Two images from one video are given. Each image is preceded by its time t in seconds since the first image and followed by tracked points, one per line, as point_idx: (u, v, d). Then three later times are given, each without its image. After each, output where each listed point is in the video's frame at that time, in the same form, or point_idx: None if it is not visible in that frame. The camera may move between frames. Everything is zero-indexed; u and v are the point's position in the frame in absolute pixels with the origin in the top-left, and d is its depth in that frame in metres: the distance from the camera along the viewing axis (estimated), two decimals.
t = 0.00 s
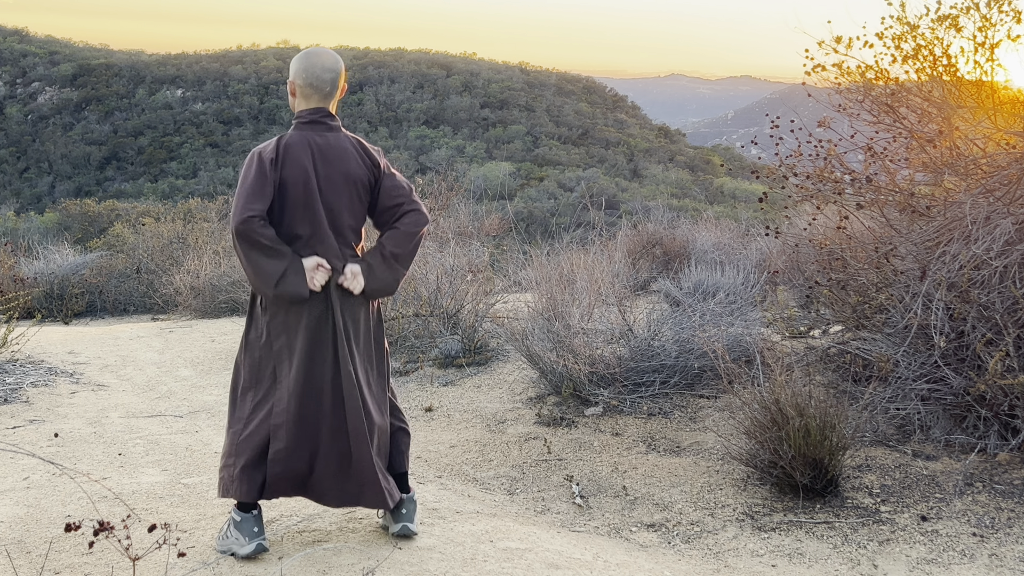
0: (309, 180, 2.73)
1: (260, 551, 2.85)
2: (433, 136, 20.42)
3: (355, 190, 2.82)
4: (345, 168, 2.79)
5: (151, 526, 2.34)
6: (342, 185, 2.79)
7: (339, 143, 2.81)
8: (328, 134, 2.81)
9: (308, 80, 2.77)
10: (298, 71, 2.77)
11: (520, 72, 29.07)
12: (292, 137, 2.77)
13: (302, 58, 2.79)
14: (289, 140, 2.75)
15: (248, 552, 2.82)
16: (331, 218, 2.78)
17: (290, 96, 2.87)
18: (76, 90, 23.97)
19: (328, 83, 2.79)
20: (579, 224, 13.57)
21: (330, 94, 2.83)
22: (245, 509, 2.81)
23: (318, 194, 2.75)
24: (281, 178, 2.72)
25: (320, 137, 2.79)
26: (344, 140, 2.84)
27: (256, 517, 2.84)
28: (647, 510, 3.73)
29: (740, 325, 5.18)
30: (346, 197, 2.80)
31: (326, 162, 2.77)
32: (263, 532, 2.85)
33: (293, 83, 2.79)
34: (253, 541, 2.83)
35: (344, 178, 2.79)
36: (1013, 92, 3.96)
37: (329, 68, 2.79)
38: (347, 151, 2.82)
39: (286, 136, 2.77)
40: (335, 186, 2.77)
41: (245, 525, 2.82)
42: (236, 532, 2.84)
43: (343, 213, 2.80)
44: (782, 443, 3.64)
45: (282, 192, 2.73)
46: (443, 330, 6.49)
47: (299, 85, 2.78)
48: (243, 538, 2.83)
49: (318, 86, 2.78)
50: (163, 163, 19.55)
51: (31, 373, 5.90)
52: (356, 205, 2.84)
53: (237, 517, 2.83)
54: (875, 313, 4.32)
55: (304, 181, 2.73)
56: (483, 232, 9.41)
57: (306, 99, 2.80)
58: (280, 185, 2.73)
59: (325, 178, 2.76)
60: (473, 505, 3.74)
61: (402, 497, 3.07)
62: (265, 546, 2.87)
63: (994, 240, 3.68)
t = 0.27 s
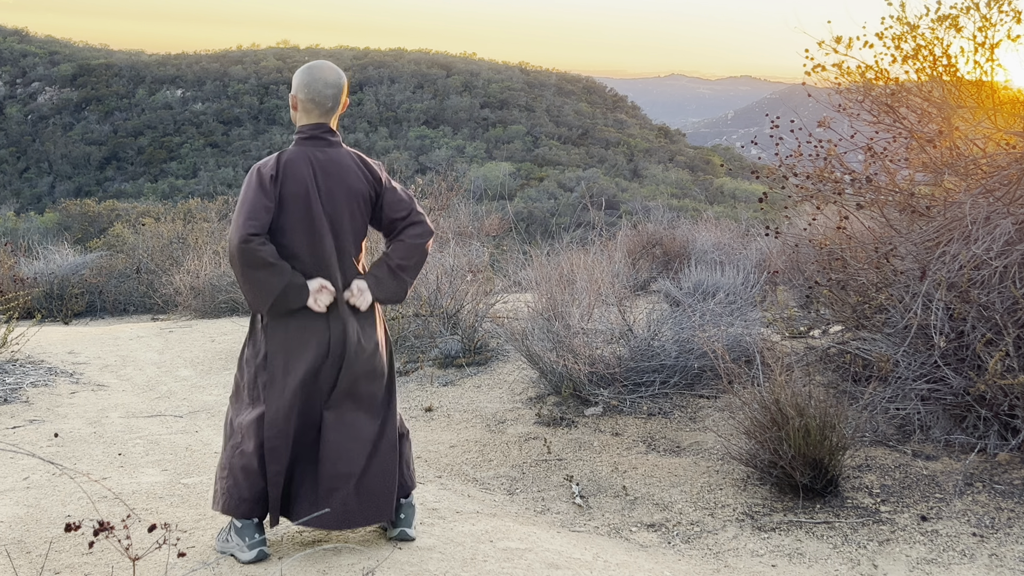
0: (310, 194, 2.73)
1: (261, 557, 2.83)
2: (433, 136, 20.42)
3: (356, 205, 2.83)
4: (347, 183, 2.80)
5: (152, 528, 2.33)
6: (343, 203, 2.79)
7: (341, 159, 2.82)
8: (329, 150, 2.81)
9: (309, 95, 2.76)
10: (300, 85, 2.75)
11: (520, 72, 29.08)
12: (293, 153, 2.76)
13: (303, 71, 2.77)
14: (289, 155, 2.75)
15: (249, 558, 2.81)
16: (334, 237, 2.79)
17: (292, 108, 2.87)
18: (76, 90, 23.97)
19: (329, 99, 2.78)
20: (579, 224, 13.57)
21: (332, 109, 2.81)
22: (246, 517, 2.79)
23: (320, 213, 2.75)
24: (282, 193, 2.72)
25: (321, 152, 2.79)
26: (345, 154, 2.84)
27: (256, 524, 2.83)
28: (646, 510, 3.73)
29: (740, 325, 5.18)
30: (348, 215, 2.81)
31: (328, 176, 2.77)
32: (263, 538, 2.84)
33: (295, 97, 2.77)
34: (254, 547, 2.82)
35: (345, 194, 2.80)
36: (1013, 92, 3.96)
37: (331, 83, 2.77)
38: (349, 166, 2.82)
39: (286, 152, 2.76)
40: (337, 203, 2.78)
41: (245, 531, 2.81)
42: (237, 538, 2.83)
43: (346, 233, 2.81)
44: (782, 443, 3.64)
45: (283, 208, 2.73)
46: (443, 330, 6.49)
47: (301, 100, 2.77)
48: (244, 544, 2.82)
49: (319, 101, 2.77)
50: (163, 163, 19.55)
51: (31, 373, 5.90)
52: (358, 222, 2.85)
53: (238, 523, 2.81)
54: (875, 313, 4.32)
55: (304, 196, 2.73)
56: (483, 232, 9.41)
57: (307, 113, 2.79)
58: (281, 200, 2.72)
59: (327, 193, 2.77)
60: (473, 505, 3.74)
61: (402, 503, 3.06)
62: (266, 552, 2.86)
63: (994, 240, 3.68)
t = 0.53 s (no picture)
0: (315, 164, 2.73)
1: (259, 543, 2.89)
2: (433, 136, 20.42)
3: (361, 171, 2.83)
4: (350, 152, 2.80)
5: (153, 526, 2.34)
6: (345, 166, 2.80)
7: (343, 128, 2.81)
8: (333, 120, 2.81)
9: (312, 69, 2.76)
10: (302, 61, 2.76)
11: (520, 72, 29.07)
12: (298, 122, 2.76)
13: (305, 47, 2.78)
14: (294, 126, 2.74)
15: (248, 545, 2.86)
16: (335, 199, 2.80)
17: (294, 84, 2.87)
18: (76, 90, 23.97)
19: (332, 72, 2.79)
20: (579, 224, 13.57)
21: (334, 83, 2.81)
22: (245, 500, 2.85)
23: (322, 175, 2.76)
24: (287, 162, 2.71)
25: (324, 122, 2.79)
26: (348, 124, 2.83)
27: (254, 511, 2.88)
28: (646, 510, 3.74)
29: (740, 325, 5.18)
30: (350, 178, 2.81)
31: (331, 145, 2.77)
32: (261, 524, 2.90)
33: (297, 72, 2.78)
34: (253, 535, 2.87)
35: (348, 161, 2.80)
36: (1013, 92, 3.96)
37: (333, 57, 2.77)
38: (352, 135, 2.82)
39: (290, 123, 2.76)
40: (338, 169, 2.78)
41: (244, 519, 2.86)
42: (234, 527, 2.87)
43: (348, 191, 2.81)
44: (782, 443, 3.64)
45: (287, 175, 2.72)
46: (443, 330, 6.49)
47: (303, 73, 2.77)
48: (242, 531, 2.87)
49: (321, 74, 2.77)
50: (163, 164, 19.55)
51: (31, 373, 5.90)
52: (360, 184, 2.85)
53: (236, 511, 2.86)
54: (875, 313, 4.32)
55: (308, 164, 2.73)
56: (483, 232, 9.41)
57: (309, 87, 2.79)
58: (285, 169, 2.72)
59: (330, 161, 2.77)
60: (473, 505, 3.74)
61: (398, 487, 3.13)
62: (264, 539, 2.91)
63: (994, 240, 3.68)
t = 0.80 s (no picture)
0: (316, 177, 2.73)
1: (260, 545, 2.89)
2: (433, 136, 20.42)
3: (360, 185, 2.83)
4: (352, 165, 2.80)
5: (152, 527, 2.33)
6: (347, 181, 2.79)
7: (345, 139, 2.81)
8: (334, 130, 2.81)
9: (314, 77, 2.76)
10: (305, 67, 2.76)
11: (520, 72, 29.08)
12: (298, 131, 2.75)
13: (308, 53, 2.77)
14: (295, 135, 2.75)
15: (248, 546, 2.86)
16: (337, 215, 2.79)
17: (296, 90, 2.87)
18: (76, 90, 23.97)
19: (334, 80, 2.78)
20: (579, 224, 13.58)
21: (336, 91, 2.82)
22: (245, 503, 2.85)
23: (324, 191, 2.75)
24: (288, 173, 2.71)
25: (326, 132, 2.78)
26: (349, 134, 2.84)
27: (256, 512, 2.88)
28: (646, 510, 3.74)
29: (740, 325, 5.18)
30: (351, 192, 2.81)
31: (332, 158, 2.77)
32: (262, 526, 2.89)
33: (299, 78, 2.78)
34: (253, 536, 2.87)
35: (351, 174, 2.80)
36: (1013, 92, 3.96)
37: (336, 65, 2.77)
38: (354, 147, 2.82)
39: (292, 132, 2.76)
40: (341, 184, 2.78)
41: (245, 520, 2.86)
42: (235, 528, 2.87)
43: (348, 208, 2.81)
44: (782, 443, 3.64)
45: (289, 188, 2.73)
46: (443, 330, 6.49)
47: (305, 80, 2.77)
48: (243, 533, 2.87)
49: (324, 83, 2.77)
50: (163, 163, 19.55)
51: (31, 373, 5.90)
52: (360, 201, 2.85)
53: (237, 512, 2.86)
54: (875, 313, 4.32)
55: (309, 178, 2.72)
56: (483, 232, 9.41)
57: (311, 95, 2.80)
58: (286, 182, 2.72)
59: (331, 174, 2.76)
60: (473, 505, 3.74)
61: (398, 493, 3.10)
62: (265, 541, 2.91)
63: (994, 240, 3.68)
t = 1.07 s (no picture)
0: (312, 194, 2.72)
1: (261, 557, 2.84)
2: (433, 136, 20.42)
3: (358, 203, 2.83)
4: (349, 181, 2.80)
5: (152, 528, 2.33)
6: (344, 199, 2.79)
7: (343, 156, 2.81)
8: (332, 147, 2.81)
9: (314, 94, 2.76)
10: (305, 83, 2.75)
11: (520, 72, 29.07)
12: (294, 149, 2.76)
13: (308, 69, 2.77)
14: (291, 152, 2.75)
15: (249, 557, 2.81)
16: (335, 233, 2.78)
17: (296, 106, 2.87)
18: (76, 90, 23.97)
19: (334, 99, 2.79)
20: (579, 224, 13.58)
21: (336, 109, 2.82)
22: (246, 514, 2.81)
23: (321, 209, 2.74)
24: (282, 190, 2.71)
25: (323, 149, 2.78)
26: (348, 152, 2.84)
27: (258, 523, 2.84)
28: (646, 510, 3.74)
29: (740, 325, 5.18)
30: (349, 211, 2.80)
31: (330, 175, 2.77)
32: (264, 538, 2.85)
33: (300, 94, 2.78)
34: (255, 547, 2.82)
35: (349, 189, 2.80)
36: (1013, 92, 3.96)
37: (337, 84, 2.78)
38: (351, 164, 2.82)
39: (289, 149, 2.76)
40: (339, 201, 2.78)
41: (247, 530, 2.82)
42: (237, 537, 2.84)
43: (347, 229, 2.81)
44: (782, 443, 3.64)
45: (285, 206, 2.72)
46: (443, 330, 6.49)
47: (306, 97, 2.77)
48: (245, 543, 2.83)
49: (324, 101, 2.77)
50: (163, 163, 19.55)
51: (31, 373, 5.90)
52: (358, 220, 2.84)
53: (239, 522, 2.83)
54: (875, 313, 4.32)
55: (306, 194, 2.72)
56: (483, 232, 9.41)
57: (311, 112, 2.80)
58: (281, 197, 2.71)
59: (328, 193, 2.76)
60: (473, 505, 3.74)
61: (401, 501, 3.06)
62: (266, 553, 2.86)
63: (993, 240, 3.68)
